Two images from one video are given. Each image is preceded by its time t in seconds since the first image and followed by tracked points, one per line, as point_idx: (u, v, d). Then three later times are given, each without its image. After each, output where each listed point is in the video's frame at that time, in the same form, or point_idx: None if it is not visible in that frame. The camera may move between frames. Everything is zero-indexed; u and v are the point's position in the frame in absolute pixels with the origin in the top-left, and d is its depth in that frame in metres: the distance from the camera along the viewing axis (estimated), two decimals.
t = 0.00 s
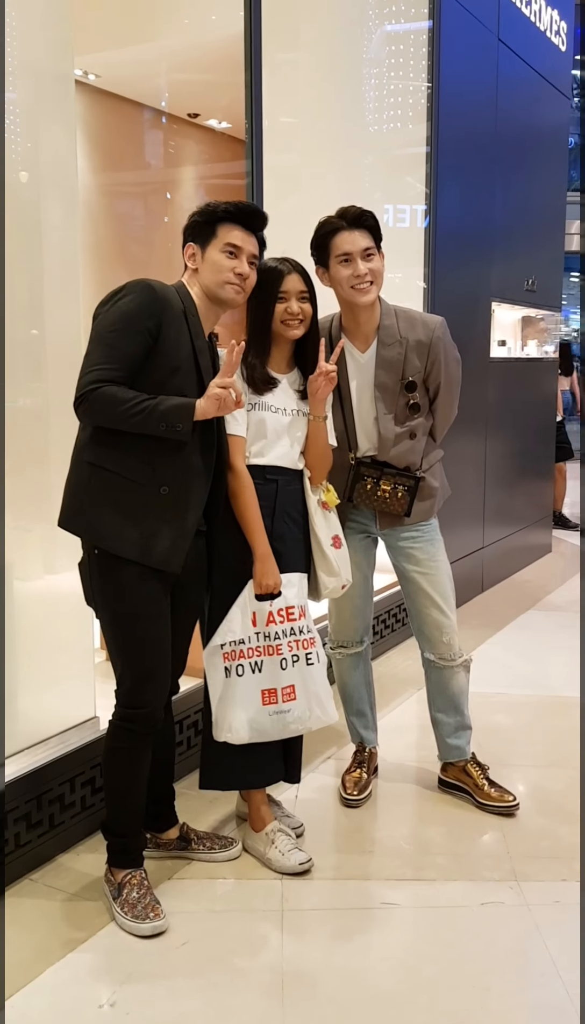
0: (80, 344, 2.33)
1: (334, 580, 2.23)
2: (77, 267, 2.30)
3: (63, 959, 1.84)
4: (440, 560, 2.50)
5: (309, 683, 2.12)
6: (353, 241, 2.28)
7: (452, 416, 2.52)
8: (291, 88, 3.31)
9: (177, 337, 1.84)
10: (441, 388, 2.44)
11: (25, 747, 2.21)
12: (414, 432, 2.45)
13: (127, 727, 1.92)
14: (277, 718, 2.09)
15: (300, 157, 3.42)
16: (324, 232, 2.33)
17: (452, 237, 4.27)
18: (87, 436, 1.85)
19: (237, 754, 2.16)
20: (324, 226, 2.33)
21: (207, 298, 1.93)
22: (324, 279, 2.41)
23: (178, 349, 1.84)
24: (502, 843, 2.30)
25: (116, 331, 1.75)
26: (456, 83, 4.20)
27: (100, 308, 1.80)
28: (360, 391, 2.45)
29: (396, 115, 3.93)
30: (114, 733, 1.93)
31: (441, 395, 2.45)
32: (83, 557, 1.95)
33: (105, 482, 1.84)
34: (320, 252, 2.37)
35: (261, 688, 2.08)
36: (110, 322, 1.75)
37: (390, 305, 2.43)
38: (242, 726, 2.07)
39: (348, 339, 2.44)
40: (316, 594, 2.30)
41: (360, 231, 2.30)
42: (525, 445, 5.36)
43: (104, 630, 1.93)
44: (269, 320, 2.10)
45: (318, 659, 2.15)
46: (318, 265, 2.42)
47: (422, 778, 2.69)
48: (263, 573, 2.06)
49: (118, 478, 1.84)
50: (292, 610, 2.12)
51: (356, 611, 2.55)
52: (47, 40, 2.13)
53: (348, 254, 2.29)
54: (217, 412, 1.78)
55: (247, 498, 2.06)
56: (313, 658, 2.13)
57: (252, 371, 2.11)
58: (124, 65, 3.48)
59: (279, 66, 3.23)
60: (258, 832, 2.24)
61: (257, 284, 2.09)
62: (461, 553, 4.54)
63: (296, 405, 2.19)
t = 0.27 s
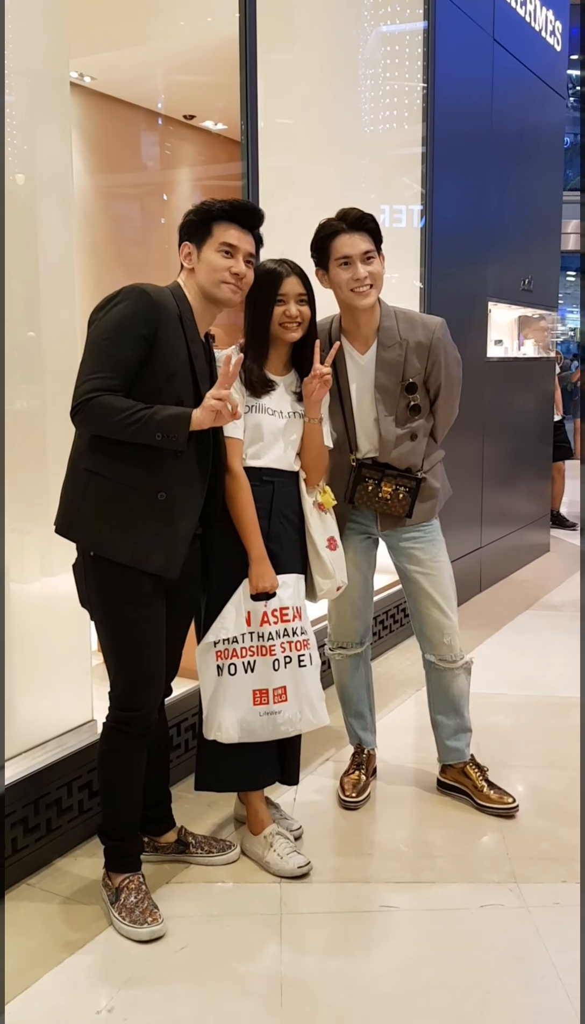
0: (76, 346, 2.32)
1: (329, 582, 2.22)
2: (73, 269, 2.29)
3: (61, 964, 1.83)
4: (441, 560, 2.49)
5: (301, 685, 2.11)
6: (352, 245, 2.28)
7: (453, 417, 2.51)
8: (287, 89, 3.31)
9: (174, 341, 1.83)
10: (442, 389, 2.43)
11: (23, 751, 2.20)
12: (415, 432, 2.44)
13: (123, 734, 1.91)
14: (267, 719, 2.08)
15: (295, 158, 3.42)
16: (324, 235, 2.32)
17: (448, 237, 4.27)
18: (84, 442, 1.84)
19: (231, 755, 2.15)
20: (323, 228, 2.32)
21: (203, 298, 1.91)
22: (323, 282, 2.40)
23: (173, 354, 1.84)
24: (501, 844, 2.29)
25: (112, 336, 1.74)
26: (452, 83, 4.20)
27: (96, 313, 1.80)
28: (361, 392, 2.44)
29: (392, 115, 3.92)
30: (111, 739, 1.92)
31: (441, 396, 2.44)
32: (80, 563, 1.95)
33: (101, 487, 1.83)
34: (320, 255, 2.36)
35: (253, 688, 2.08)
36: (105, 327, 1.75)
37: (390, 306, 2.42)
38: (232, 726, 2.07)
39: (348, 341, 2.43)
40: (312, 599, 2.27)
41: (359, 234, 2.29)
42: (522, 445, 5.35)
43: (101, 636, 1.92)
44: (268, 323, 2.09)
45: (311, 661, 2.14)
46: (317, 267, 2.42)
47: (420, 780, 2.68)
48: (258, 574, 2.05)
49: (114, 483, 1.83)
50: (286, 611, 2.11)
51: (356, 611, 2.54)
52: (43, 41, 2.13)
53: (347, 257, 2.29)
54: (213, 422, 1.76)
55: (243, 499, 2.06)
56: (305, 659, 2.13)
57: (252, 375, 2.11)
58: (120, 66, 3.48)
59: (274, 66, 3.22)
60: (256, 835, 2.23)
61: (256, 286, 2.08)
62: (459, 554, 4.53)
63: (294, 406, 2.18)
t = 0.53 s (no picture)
0: (72, 349, 2.31)
1: (329, 583, 2.22)
2: (68, 271, 2.28)
3: (57, 972, 1.81)
4: (441, 561, 2.48)
5: (300, 686, 2.10)
6: (351, 248, 2.27)
7: (451, 419, 2.50)
8: (283, 90, 3.30)
9: (168, 344, 1.82)
10: (440, 391, 2.42)
11: (19, 755, 2.19)
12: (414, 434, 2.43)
13: (119, 739, 1.90)
14: (266, 720, 2.07)
15: (292, 159, 3.41)
16: (322, 238, 2.31)
17: (446, 238, 4.26)
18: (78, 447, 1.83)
19: (229, 757, 2.13)
20: (322, 231, 2.31)
21: (197, 299, 1.90)
22: (321, 284, 2.39)
23: (168, 357, 1.83)
24: (501, 847, 2.28)
25: (105, 340, 1.73)
26: (449, 84, 4.20)
27: (88, 318, 1.78)
28: (360, 395, 2.43)
29: (389, 116, 3.92)
30: (107, 745, 1.91)
31: (439, 398, 2.44)
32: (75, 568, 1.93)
33: (96, 492, 1.82)
34: (318, 258, 2.35)
35: (251, 689, 2.06)
36: (98, 331, 1.74)
37: (389, 308, 2.41)
38: (230, 728, 2.05)
39: (346, 343, 2.42)
40: (310, 600, 2.27)
41: (358, 237, 2.28)
42: (520, 446, 5.35)
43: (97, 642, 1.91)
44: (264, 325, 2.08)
45: (309, 662, 2.13)
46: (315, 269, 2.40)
47: (419, 783, 2.67)
48: (257, 577, 2.05)
49: (109, 488, 1.82)
50: (286, 611, 2.10)
51: (356, 613, 2.53)
52: (38, 43, 2.12)
53: (345, 261, 2.28)
54: (210, 423, 1.75)
55: (242, 500, 2.05)
56: (304, 661, 2.12)
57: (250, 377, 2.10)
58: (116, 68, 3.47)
59: (271, 68, 3.22)
60: (254, 839, 2.22)
61: (251, 290, 2.08)
62: (457, 555, 4.53)
63: (291, 408, 2.18)
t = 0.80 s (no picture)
0: (65, 347, 2.30)
1: (324, 583, 2.21)
2: (62, 269, 2.27)
3: (50, 970, 1.81)
4: (435, 561, 2.49)
5: (295, 685, 2.10)
6: (346, 246, 2.27)
7: (446, 418, 2.50)
8: (278, 89, 3.29)
9: (163, 343, 1.82)
10: (435, 391, 2.42)
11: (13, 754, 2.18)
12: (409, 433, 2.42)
13: (114, 739, 1.90)
14: (262, 719, 2.07)
15: (286, 158, 3.41)
16: (317, 236, 2.31)
17: (440, 237, 4.26)
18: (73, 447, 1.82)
19: (223, 756, 2.13)
20: (317, 230, 2.31)
21: (191, 297, 1.90)
22: (317, 282, 2.39)
23: (163, 355, 1.82)
24: (494, 846, 2.29)
25: (100, 340, 1.73)
26: (443, 83, 4.19)
27: (82, 318, 1.78)
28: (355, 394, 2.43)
29: (383, 115, 3.92)
30: (102, 746, 1.90)
31: (434, 397, 2.44)
32: (71, 569, 1.93)
33: (92, 492, 1.81)
34: (313, 256, 2.35)
35: (247, 688, 2.06)
36: (92, 332, 1.73)
37: (384, 308, 2.41)
38: (225, 726, 2.05)
39: (341, 342, 2.42)
40: (304, 599, 2.29)
41: (353, 236, 2.28)
42: (514, 445, 5.35)
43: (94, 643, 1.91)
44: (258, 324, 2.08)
45: (305, 661, 2.13)
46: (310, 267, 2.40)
47: (412, 782, 2.67)
48: (252, 577, 2.05)
49: (105, 487, 1.82)
50: (282, 610, 2.10)
51: (349, 612, 2.53)
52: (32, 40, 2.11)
53: (340, 259, 2.28)
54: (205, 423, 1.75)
55: (237, 500, 2.05)
56: (300, 660, 2.12)
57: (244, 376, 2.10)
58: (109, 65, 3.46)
59: (265, 66, 3.21)
60: (248, 838, 2.22)
61: (245, 288, 2.08)
62: (451, 554, 4.53)
63: (284, 407, 2.18)
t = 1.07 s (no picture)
0: (62, 344, 2.30)
1: (321, 580, 2.22)
2: (58, 266, 2.27)
3: (49, 966, 1.81)
4: (431, 558, 2.49)
5: (291, 683, 2.10)
6: (343, 242, 2.27)
7: (441, 414, 2.51)
8: (274, 85, 3.29)
9: (160, 338, 1.82)
10: (431, 387, 2.43)
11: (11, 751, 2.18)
12: (406, 429, 2.43)
13: (113, 735, 1.90)
14: (257, 717, 2.07)
15: (283, 154, 3.40)
16: (315, 232, 2.31)
17: (437, 234, 4.26)
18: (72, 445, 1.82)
19: (220, 752, 2.13)
20: (314, 226, 2.31)
21: (187, 292, 1.90)
22: (313, 277, 2.39)
23: (160, 351, 1.82)
24: (491, 842, 2.29)
25: (97, 337, 1.72)
26: (440, 79, 4.19)
27: (79, 315, 1.77)
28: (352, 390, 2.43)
29: (379, 111, 3.91)
30: (102, 742, 1.91)
31: (430, 394, 2.44)
32: (70, 567, 1.93)
33: (91, 489, 1.81)
34: (310, 252, 2.35)
35: (242, 685, 2.06)
36: (89, 328, 1.73)
37: (381, 304, 2.42)
38: (220, 723, 2.05)
39: (338, 338, 2.42)
40: (303, 596, 2.29)
41: (351, 232, 2.28)
42: (511, 442, 5.36)
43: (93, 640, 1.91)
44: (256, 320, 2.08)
45: (302, 659, 2.12)
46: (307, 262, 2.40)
47: (409, 779, 2.68)
48: (250, 575, 2.05)
49: (103, 484, 1.82)
50: (278, 609, 2.09)
51: (345, 610, 2.54)
52: (28, 36, 2.10)
53: (338, 255, 2.27)
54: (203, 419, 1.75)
55: (235, 497, 2.05)
56: (296, 658, 2.11)
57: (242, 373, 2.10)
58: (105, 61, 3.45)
59: (261, 62, 3.21)
60: (246, 835, 2.22)
61: (244, 282, 2.07)
62: (448, 551, 4.54)
63: (282, 404, 2.18)
